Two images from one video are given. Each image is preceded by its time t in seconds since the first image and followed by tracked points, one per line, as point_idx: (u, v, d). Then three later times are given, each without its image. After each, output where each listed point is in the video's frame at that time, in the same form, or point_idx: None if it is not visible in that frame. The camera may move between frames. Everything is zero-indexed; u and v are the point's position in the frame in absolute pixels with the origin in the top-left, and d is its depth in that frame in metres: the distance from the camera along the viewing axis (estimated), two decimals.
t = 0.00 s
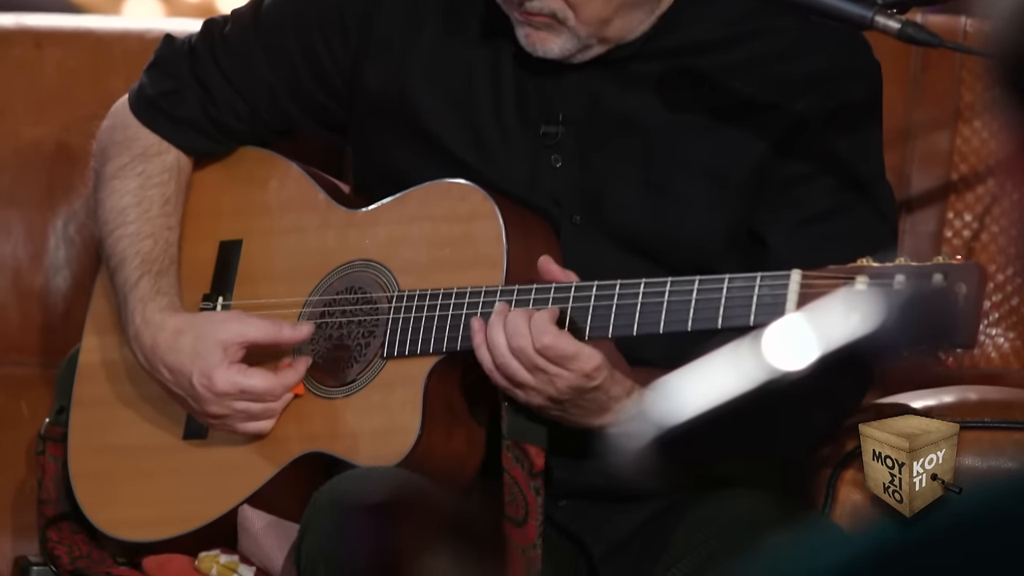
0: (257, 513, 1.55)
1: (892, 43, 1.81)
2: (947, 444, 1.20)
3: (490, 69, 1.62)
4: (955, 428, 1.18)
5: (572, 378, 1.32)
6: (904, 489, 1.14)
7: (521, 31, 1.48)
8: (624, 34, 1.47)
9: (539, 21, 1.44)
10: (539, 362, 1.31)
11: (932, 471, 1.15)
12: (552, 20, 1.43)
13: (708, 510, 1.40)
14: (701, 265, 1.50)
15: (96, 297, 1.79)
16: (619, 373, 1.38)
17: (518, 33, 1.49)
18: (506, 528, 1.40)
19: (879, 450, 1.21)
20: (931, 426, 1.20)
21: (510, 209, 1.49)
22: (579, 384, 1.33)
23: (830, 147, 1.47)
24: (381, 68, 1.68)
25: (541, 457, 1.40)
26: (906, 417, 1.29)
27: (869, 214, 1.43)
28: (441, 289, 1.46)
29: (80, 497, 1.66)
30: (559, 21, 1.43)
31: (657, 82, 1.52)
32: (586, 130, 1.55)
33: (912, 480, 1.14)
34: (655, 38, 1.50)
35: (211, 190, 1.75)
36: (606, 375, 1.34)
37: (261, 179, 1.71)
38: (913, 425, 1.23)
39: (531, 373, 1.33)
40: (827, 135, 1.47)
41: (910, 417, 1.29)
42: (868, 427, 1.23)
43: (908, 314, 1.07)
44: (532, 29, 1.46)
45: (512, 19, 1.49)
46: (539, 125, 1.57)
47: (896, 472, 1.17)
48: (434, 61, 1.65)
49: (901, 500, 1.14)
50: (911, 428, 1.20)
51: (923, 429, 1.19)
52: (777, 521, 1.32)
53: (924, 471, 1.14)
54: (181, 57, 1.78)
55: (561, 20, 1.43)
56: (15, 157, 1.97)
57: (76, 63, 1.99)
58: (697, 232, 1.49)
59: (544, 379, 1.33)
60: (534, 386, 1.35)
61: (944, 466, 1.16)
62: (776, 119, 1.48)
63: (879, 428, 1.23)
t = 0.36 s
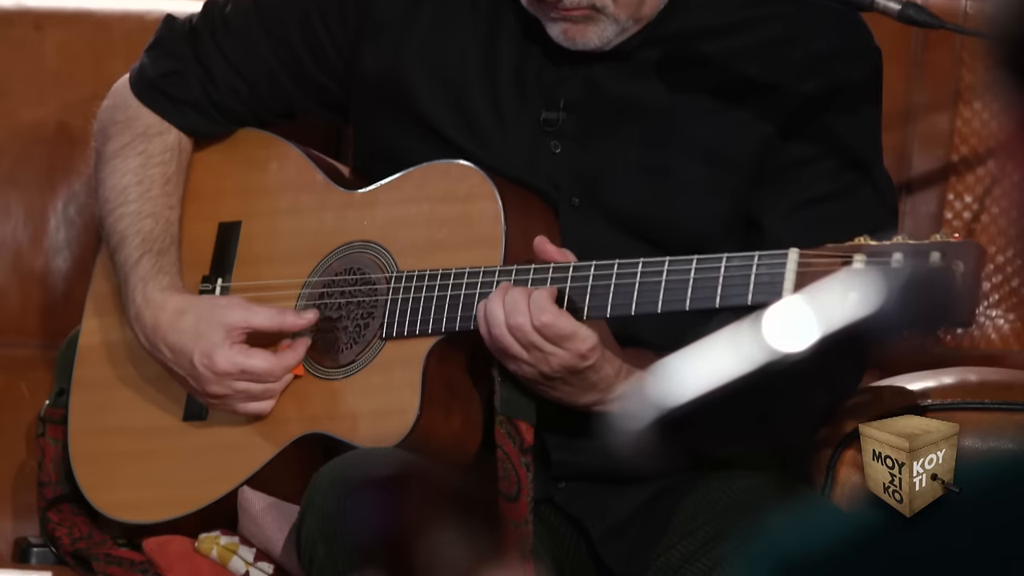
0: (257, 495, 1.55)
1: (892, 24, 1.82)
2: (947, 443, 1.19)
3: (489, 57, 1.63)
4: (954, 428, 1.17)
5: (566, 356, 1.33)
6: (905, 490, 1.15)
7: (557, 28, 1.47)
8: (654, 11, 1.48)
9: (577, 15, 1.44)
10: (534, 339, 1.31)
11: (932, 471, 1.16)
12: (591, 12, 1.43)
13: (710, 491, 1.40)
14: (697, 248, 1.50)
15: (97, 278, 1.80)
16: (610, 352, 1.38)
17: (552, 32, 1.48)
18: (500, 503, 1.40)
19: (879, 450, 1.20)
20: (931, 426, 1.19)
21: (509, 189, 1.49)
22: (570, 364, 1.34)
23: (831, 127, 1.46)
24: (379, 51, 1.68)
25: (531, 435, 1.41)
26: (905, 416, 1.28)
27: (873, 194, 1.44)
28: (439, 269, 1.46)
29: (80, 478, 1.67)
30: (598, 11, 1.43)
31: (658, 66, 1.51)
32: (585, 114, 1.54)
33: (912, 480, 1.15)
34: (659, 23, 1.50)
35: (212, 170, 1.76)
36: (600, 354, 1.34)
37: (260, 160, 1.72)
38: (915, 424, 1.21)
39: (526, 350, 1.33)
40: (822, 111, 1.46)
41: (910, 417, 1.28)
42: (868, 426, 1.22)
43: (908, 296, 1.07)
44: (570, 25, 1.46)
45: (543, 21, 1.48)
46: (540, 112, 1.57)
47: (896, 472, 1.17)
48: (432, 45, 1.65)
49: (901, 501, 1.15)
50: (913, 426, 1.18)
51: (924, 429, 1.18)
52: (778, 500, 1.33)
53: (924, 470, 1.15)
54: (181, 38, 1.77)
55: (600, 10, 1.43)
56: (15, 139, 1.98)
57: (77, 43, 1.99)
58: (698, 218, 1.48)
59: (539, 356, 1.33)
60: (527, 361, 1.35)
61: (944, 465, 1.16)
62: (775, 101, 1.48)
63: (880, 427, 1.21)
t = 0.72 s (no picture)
0: (258, 482, 1.56)
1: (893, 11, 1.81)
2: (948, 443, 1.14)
3: (491, 44, 1.62)
4: (954, 429, 1.12)
5: (569, 346, 1.33)
6: (905, 489, 1.11)
7: (556, 16, 1.47)
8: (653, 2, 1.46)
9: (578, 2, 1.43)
10: (537, 329, 1.30)
11: (932, 471, 1.11)
12: None
13: (710, 478, 1.40)
14: (699, 238, 1.50)
15: (97, 263, 1.81)
16: (611, 341, 1.39)
17: (553, 20, 1.47)
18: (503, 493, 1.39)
19: (880, 449, 1.16)
20: (931, 425, 1.14)
21: (511, 175, 1.49)
22: (574, 353, 1.34)
23: (834, 114, 1.46)
24: (382, 38, 1.68)
25: (534, 423, 1.40)
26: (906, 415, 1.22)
27: (875, 180, 1.44)
28: (441, 258, 1.46)
29: (80, 463, 1.68)
30: None
31: (660, 54, 1.50)
32: (588, 101, 1.54)
33: (912, 479, 1.11)
34: (663, 11, 1.48)
35: (212, 156, 1.76)
36: (602, 344, 1.34)
37: (263, 146, 1.71)
38: (914, 423, 1.16)
39: (528, 340, 1.33)
40: (826, 97, 1.46)
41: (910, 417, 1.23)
42: (868, 425, 1.19)
43: (908, 283, 1.07)
44: (571, 12, 1.45)
45: (545, 8, 1.47)
46: (541, 99, 1.57)
47: (895, 471, 1.13)
48: (436, 32, 1.64)
49: (901, 501, 1.12)
50: (913, 426, 1.14)
51: (924, 429, 1.13)
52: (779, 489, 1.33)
53: (925, 470, 1.11)
54: (183, 24, 1.76)
55: None
56: (14, 124, 1.97)
57: (77, 29, 1.99)
58: (701, 207, 1.48)
59: (541, 346, 1.33)
60: (529, 350, 1.35)
61: (945, 465, 1.12)
62: (777, 88, 1.47)
63: (881, 428, 1.18)
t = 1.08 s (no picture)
0: (258, 475, 1.55)
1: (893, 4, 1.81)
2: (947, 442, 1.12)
3: (490, 37, 1.62)
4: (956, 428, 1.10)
5: (568, 339, 1.33)
6: (905, 490, 1.10)
7: (544, 5, 1.51)
8: None
9: None
10: (536, 320, 1.31)
11: (932, 471, 1.10)
12: None
13: (709, 471, 1.41)
14: (699, 231, 1.49)
15: (97, 257, 1.81)
16: (610, 334, 1.39)
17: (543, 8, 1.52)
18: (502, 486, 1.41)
19: (878, 448, 1.15)
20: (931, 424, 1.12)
21: (511, 169, 1.49)
22: (573, 347, 1.34)
23: (833, 107, 1.45)
24: (384, 32, 1.68)
25: (532, 417, 1.42)
26: (905, 415, 1.21)
27: (874, 173, 1.43)
28: (441, 251, 1.46)
29: (81, 456, 1.68)
30: None
31: (659, 46, 1.50)
32: (588, 94, 1.54)
33: (912, 479, 1.10)
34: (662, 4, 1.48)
35: (212, 150, 1.76)
36: (601, 338, 1.35)
37: (263, 140, 1.72)
38: (912, 423, 1.16)
39: (526, 332, 1.33)
40: (827, 90, 1.45)
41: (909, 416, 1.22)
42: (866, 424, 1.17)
43: (908, 276, 1.07)
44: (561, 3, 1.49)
45: None
46: (541, 92, 1.57)
47: (895, 471, 1.12)
48: (437, 24, 1.65)
49: (901, 501, 1.11)
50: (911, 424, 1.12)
51: (924, 428, 1.11)
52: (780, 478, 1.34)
53: (925, 470, 1.10)
54: (183, 18, 1.75)
55: None
56: (14, 118, 1.97)
57: (77, 22, 1.99)
58: (699, 199, 1.48)
59: (539, 338, 1.33)
60: (527, 342, 1.35)
61: (945, 465, 1.10)
62: (776, 81, 1.46)
63: (878, 427, 1.16)
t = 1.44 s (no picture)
0: (258, 470, 1.56)
1: None
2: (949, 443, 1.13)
3: (492, 32, 1.62)
4: (956, 428, 1.11)
5: (565, 334, 1.33)
6: (904, 490, 1.11)
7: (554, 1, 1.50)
8: None
9: None
10: (532, 314, 1.30)
11: (932, 470, 1.11)
12: None
13: (710, 466, 1.42)
14: (700, 226, 1.49)
15: (98, 251, 1.81)
16: (610, 330, 1.39)
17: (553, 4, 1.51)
18: (504, 484, 1.40)
19: (879, 449, 1.16)
20: (932, 425, 1.13)
21: (511, 164, 1.49)
22: (570, 343, 1.34)
23: (834, 102, 1.45)
24: (386, 27, 1.68)
25: (535, 413, 1.41)
26: (905, 416, 1.22)
27: (874, 168, 1.43)
28: (442, 247, 1.46)
29: (81, 451, 1.68)
30: None
31: (660, 42, 1.50)
32: (589, 90, 1.54)
33: (912, 479, 1.11)
34: None
35: (213, 144, 1.76)
36: (600, 334, 1.34)
37: (264, 134, 1.71)
38: (913, 425, 1.17)
39: (523, 326, 1.33)
40: (827, 86, 1.45)
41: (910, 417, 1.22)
42: (868, 425, 1.18)
43: (907, 271, 1.06)
44: None
45: None
46: (542, 87, 1.57)
47: (895, 471, 1.13)
48: (439, 20, 1.65)
49: (901, 501, 1.11)
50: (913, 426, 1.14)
51: (924, 429, 1.13)
52: (780, 473, 1.34)
53: (925, 470, 1.11)
54: (184, 11, 1.75)
55: None
56: (14, 113, 1.97)
57: (77, 18, 1.99)
58: (700, 193, 1.47)
59: (536, 332, 1.33)
60: (524, 337, 1.35)
61: (946, 465, 1.11)
62: (777, 76, 1.46)
63: (880, 429, 1.18)
